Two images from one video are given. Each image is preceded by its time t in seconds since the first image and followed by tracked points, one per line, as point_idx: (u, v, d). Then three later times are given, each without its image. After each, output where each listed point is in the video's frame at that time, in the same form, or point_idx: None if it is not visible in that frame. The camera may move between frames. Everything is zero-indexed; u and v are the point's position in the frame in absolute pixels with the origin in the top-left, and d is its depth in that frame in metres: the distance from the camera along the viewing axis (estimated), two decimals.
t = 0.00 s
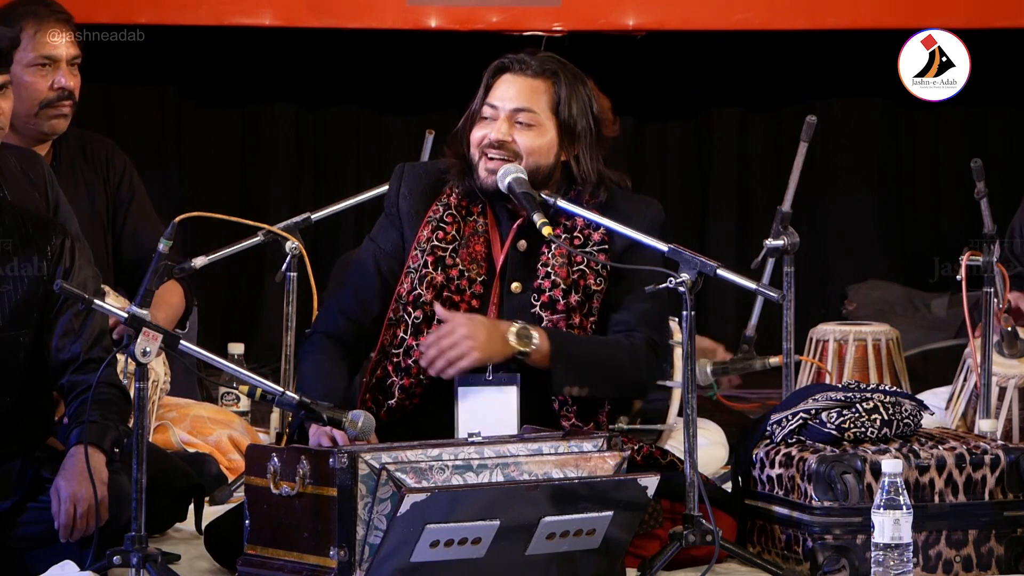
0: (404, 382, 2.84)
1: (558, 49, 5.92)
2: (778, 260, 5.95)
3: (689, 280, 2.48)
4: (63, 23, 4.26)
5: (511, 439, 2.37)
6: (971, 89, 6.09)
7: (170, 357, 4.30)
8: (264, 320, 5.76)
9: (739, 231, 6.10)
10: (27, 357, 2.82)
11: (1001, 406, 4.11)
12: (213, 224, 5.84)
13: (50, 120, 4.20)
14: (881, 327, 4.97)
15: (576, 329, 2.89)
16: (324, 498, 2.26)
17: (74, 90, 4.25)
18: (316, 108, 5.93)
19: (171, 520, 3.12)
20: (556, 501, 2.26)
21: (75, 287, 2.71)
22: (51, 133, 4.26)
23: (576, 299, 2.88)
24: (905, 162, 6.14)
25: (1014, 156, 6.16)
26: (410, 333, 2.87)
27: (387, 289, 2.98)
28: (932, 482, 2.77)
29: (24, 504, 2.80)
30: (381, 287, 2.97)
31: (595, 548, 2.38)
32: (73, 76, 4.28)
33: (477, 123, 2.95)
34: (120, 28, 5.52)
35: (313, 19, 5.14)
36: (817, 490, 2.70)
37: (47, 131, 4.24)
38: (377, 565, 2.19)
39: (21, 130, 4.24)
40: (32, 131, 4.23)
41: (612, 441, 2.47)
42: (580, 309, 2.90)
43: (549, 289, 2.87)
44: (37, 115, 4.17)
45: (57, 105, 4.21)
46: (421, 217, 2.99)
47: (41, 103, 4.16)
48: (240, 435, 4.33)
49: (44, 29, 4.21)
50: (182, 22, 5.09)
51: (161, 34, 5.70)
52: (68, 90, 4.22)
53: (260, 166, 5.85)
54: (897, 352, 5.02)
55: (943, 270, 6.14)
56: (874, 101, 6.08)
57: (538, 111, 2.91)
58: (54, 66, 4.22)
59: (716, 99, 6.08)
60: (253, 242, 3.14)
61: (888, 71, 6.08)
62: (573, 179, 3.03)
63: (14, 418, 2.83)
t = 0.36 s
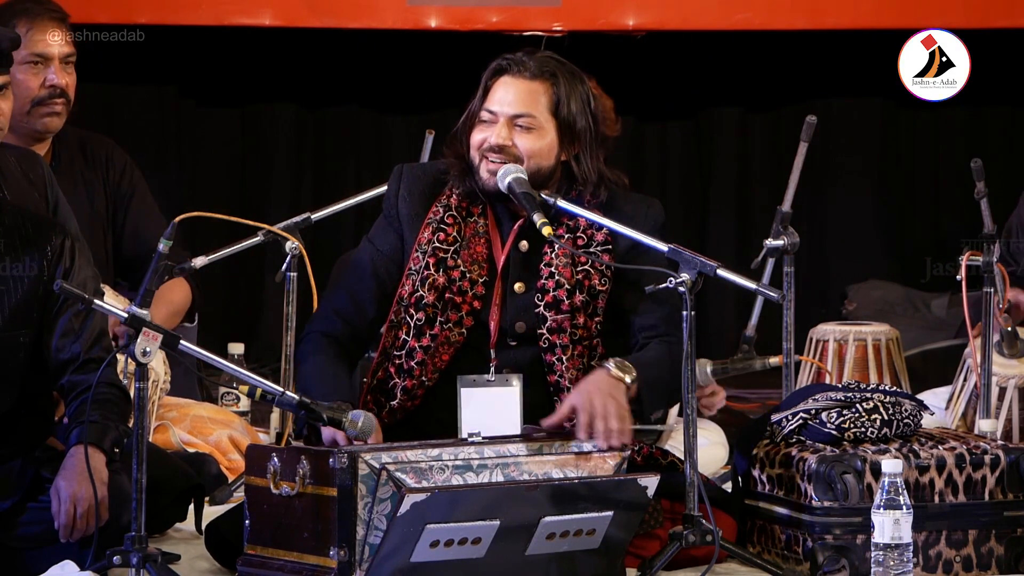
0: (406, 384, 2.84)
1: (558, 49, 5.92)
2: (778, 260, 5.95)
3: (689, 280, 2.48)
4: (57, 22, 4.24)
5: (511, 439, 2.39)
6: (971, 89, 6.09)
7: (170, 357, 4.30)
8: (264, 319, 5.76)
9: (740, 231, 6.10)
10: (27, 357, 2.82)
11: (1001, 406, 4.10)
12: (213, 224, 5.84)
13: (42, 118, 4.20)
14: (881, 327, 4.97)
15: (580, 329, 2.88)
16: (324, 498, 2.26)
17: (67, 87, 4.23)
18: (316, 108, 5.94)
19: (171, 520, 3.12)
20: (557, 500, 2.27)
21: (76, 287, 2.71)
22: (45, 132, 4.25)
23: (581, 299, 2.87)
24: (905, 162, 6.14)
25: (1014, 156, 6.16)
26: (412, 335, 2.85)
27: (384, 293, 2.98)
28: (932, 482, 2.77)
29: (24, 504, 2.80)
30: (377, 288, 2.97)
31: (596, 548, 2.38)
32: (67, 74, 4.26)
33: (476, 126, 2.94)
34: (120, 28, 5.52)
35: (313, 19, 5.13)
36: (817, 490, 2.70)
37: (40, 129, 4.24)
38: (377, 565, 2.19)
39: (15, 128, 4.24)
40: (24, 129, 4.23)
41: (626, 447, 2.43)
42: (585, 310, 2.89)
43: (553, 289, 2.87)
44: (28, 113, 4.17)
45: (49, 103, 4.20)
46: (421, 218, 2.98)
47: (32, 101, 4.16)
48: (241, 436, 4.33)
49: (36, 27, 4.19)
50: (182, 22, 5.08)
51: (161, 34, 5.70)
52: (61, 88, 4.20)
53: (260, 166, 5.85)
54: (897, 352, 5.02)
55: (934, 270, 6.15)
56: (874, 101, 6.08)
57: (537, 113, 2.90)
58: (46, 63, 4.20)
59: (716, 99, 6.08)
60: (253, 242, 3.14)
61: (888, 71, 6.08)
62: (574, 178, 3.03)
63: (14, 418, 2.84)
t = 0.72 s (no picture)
0: (405, 384, 2.84)
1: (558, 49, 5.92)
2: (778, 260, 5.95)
3: (689, 280, 2.48)
4: (55, 20, 4.25)
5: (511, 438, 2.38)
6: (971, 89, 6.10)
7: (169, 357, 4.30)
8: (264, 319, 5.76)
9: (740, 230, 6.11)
10: (26, 357, 2.82)
11: (1001, 405, 4.10)
12: (213, 224, 5.84)
13: (42, 116, 4.20)
14: (881, 327, 4.97)
15: (580, 330, 2.87)
16: (324, 498, 2.26)
17: (66, 85, 4.24)
18: (316, 108, 5.95)
19: (171, 520, 3.12)
20: (554, 497, 2.27)
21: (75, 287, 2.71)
22: (45, 131, 4.25)
23: (582, 300, 2.87)
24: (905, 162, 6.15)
25: (1014, 157, 6.16)
26: (411, 335, 2.85)
27: (379, 291, 2.97)
28: (932, 482, 2.77)
29: (24, 504, 2.80)
30: (373, 286, 2.97)
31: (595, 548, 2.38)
32: (65, 72, 4.27)
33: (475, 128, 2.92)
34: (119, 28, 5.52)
35: (313, 19, 5.13)
36: (817, 490, 2.70)
37: (40, 128, 4.23)
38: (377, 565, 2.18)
39: (15, 128, 4.24)
40: (24, 129, 4.23)
41: (650, 482, 2.44)
42: (586, 311, 2.88)
43: (554, 290, 2.87)
44: (28, 111, 4.17)
45: (48, 101, 4.20)
46: (422, 218, 2.98)
47: (31, 99, 4.17)
48: (241, 436, 4.33)
49: (33, 25, 4.20)
50: (182, 22, 5.08)
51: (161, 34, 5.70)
52: (60, 86, 4.21)
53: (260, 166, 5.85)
54: (897, 352, 5.02)
55: (926, 270, 6.13)
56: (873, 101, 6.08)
57: (538, 115, 2.89)
58: (44, 61, 4.21)
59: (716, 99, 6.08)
60: (254, 242, 3.14)
61: (888, 70, 6.08)
62: (574, 177, 3.03)
63: (14, 417, 2.84)
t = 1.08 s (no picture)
0: (408, 384, 2.83)
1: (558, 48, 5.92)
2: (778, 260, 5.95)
3: (689, 280, 2.48)
4: (49, 18, 4.24)
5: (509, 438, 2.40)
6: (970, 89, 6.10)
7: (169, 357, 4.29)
8: (264, 320, 5.76)
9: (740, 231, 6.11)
10: (26, 356, 2.82)
11: (1001, 405, 4.10)
12: (213, 224, 5.84)
13: (42, 115, 4.21)
14: (881, 327, 4.97)
15: (584, 331, 2.87)
16: (324, 498, 2.26)
17: (64, 82, 4.24)
18: (316, 109, 5.96)
19: (171, 520, 3.12)
20: (534, 473, 2.35)
21: (75, 286, 2.71)
22: (44, 129, 4.27)
23: (587, 301, 2.87)
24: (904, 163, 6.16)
25: (1014, 157, 6.16)
26: (414, 335, 2.85)
27: (379, 291, 2.97)
28: (932, 482, 2.77)
29: (24, 504, 2.80)
30: (373, 288, 2.96)
31: (583, 531, 2.44)
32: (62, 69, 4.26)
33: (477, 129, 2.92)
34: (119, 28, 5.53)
35: (313, 19, 5.13)
36: (817, 490, 2.69)
37: (39, 126, 4.25)
38: (371, 553, 2.21)
39: (14, 127, 4.26)
40: (24, 128, 4.24)
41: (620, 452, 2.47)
42: (590, 312, 2.88)
43: (558, 291, 2.87)
44: (27, 111, 4.18)
45: (45, 99, 4.20)
46: (423, 219, 2.97)
47: (29, 98, 4.17)
48: (240, 436, 4.33)
49: (29, 23, 4.17)
50: (182, 22, 5.08)
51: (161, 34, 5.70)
52: (57, 84, 4.20)
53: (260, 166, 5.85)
54: (897, 352, 5.02)
55: (917, 270, 6.16)
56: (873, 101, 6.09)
57: (539, 117, 2.88)
58: (40, 59, 4.18)
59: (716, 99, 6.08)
60: (253, 243, 3.14)
61: (887, 70, 6.09)
62: (576, 177, 3.03)
63: (14, 417, 2.84)
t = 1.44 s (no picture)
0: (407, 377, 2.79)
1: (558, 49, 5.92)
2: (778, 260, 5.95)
3: (689, 280, 2.48)
4: (47, 18, 4.22)
5: (511, 439, 2.38)
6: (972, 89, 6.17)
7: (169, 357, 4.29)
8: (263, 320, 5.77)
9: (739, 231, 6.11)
10: (27, 356, 2.82)
11: (1001, 405, 4.10)
12: (213, 224, 5.85)
13: (38, 115, 4.24)
14: (881, 328, 4.97)
15: (590, 332, 2.86)
16: (324, 498, 2.26)
17: (60, 82, 4.27)
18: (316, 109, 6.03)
19: (171, 520, 3.12)
20: (554, 496, 2.25)
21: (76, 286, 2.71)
22: (41, 128, 4.30)
23: (592, 301, 2.86)
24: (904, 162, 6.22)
25: (1014, 158, 6.20)
26: (416, 329, 2.81)
27: (369, 263, 2.94)
28: (932, 482, 2.77)
29: (24, 504, 2.80)
30: (363, 255, 2.93)
31: (594, 546, 2.37)
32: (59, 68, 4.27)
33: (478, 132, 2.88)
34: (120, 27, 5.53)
35: (313, 19, 5.13)
36: (817, 490, 2.69)
37: (36, 126, 4.28)
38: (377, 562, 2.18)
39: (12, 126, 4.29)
40: (22, 127, 4.27)
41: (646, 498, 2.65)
42: (596, 313, 2.87)
43: (564, 291, 2.86)
44: (24, 111, 4.22)
45: (41, 99, 4.23)
46: (429, 212, 2.94)
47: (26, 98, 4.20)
48: (241, 436, 4.33)
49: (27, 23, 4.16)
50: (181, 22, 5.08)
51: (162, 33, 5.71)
52: (53, 84, 4.23)
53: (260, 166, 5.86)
54: (897, 352, 5.03)
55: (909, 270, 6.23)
56: (875, 101, 6.16)
57: (541, 118, 2.85)
58: (36, 60, 4.15)
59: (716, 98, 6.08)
60: (251, 242, 3.05)
61: (889, 71, 6.16)
62: (578, 178, 3.01)
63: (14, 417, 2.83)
